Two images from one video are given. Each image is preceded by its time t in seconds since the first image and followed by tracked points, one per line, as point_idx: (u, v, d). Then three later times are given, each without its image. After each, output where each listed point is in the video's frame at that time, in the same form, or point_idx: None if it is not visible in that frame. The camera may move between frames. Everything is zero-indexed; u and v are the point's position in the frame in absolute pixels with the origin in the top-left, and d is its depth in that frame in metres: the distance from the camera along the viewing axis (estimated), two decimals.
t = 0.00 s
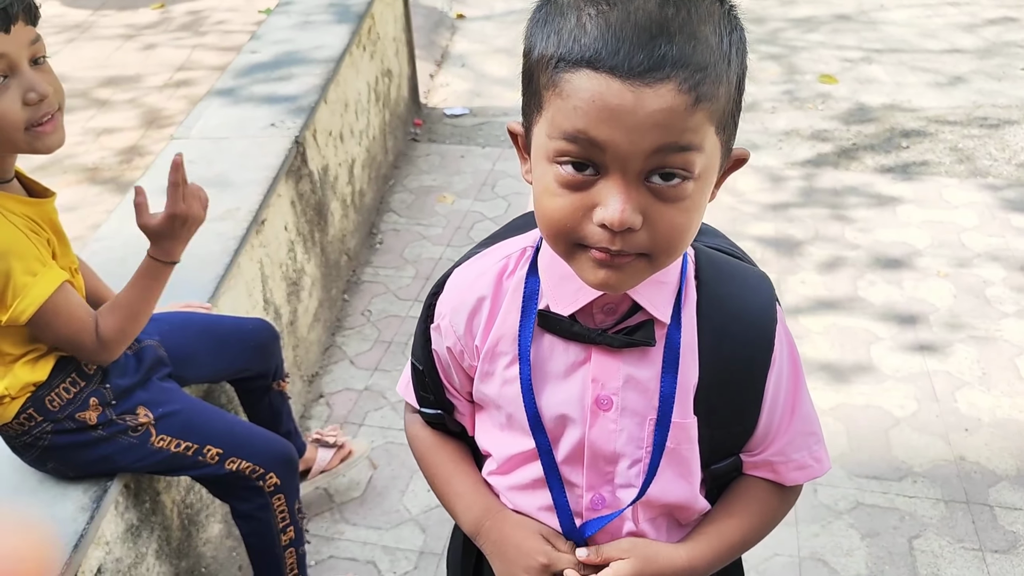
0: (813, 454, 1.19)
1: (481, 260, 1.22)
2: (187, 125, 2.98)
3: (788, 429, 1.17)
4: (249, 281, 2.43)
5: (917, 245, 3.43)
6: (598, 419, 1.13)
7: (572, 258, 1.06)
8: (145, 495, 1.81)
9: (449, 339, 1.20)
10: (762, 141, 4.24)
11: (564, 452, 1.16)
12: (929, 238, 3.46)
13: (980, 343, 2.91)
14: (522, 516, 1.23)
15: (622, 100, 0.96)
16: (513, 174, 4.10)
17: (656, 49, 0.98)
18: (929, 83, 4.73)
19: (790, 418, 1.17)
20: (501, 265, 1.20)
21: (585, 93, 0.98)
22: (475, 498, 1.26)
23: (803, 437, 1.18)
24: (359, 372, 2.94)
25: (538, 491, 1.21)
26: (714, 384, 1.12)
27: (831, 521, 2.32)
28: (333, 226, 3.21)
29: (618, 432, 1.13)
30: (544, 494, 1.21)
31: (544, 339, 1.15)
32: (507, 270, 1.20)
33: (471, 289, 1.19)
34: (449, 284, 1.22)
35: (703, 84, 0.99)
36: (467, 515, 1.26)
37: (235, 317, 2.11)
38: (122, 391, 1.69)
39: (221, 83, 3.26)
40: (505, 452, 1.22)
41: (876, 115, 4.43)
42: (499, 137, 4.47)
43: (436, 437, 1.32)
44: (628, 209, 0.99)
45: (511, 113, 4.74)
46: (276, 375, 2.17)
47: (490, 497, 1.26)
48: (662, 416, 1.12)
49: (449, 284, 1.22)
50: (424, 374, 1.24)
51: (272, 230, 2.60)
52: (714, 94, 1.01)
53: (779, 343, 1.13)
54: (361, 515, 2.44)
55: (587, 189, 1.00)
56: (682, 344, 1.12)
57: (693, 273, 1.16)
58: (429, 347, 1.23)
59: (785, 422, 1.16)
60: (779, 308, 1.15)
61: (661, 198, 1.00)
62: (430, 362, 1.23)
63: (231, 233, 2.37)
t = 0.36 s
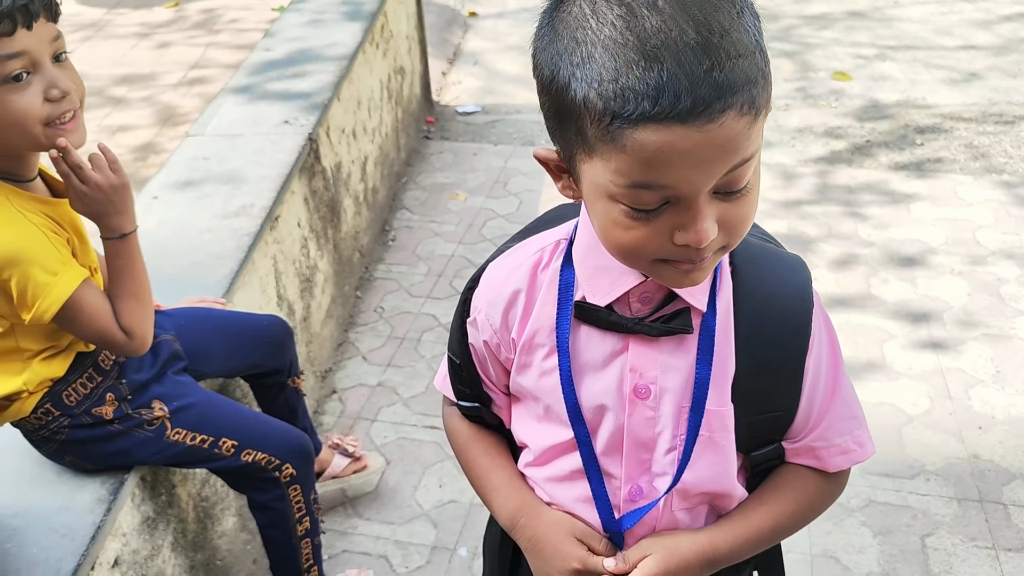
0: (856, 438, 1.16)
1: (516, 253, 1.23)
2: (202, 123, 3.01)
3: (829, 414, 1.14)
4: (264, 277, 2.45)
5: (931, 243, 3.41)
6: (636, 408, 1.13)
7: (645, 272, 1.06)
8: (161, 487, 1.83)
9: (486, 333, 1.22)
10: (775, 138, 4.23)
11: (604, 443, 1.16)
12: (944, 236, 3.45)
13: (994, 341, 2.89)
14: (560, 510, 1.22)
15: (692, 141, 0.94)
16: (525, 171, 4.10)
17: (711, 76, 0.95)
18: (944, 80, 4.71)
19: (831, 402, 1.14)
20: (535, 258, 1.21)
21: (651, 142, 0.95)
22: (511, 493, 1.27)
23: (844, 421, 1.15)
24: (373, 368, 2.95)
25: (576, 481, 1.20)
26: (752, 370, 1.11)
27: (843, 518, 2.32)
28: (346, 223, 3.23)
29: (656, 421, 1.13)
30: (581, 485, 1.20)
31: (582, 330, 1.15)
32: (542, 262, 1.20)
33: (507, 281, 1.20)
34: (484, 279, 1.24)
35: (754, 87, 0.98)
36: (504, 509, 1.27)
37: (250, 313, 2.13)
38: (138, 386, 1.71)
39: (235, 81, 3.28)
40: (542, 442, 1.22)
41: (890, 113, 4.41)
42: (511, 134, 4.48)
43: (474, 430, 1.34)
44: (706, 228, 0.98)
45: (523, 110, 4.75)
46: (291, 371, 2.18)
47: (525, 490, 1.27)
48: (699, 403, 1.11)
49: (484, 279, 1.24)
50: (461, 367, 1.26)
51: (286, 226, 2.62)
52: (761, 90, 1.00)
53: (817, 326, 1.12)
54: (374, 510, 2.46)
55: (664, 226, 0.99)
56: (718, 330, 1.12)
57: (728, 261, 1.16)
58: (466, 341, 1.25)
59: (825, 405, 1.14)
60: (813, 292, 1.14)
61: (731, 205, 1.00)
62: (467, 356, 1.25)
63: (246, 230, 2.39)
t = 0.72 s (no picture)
0: (900, 424, 1.16)
1: (563, 249, 1.21)
2: (211, 118, 3.02)
3: (874, 402, 1.15)
4: (274, 270, 2.46)
5: (938, 237, 3.41)
6: (692, 404, 1.13)
7: (674, 271, 1.08)
8: (174, 479, 1.84)
9: (535, 330, 1.20)
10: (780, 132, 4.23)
11: (658, 439, 1.16)
12: (950, 229, 3.45)
13: (1000, 334, 2.90)
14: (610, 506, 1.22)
15: (724, 170, 0.94)
16: (531, 166, 4.11)
17: (751, 110, 0.93)
18: (949, 74, 4.70)
19: (876, 390, 1.15)
20: (584, 253, 1.19)
21: (684, 163, 0.95)
22: (558, 490, 1.25)
23: (890, 408, 1.15)
24: (382, 362, 2.96)
25: (628, 477, 1.20)
26: (804, 359, 1.11)
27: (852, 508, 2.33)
28: (354, 218, 3.24)
29: (711, 415, 1.13)
30: (632, 479, 1.20)
31: (636, 326, 1.15)
32: (591, 258, 1.19)
33: (557, 277, 1.18)
34: (530, 275, 1.21)
35: (799, 127, 0.96)
36: (551, 507, 1.25)
37: (262, 306, 2.14)
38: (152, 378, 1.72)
39: (242, 76, 3.29)
40: (593, 438, 1.21)
41: (895, 106, 4.41)
42: (517, 129, 4.48)
43: (515, 427, 1.32)
44: (732, 247, 0.99)
45: (529, 105, 4.75)
46: (303, 363, 2.19)
47: (571, 487, 1.26)
48: (753, 397, 1.12)
49: (531, 275, 1.21)
50: (507, 364, 1.24)
51: (295, 220, 2.63)
52: (810, 127, 0.97)
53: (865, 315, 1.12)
54: (384, 502, 2.47)
55: (691, 237, 1.00)
56: (773, 321, 1.12)
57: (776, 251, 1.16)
58: (512, 339, 1.22)
59: (870, 393, 1.14)
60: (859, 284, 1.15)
61: (763, 228, 1.00)
62: (513, 353, 1.23)
63: (257, 223, 2.40)
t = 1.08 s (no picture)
0: (923, 435, 1.10)
1: (584, 236, 1.19)
2: (208, 108, 3.01)
3: (896, 409, 1.08)
4: (273, 261, 2.45)
5: (938, 225, 3.41)
6: (699, 395, 1.10)
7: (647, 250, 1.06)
8: (175, 469, 1.84)
9: (547, 314, 1.18)
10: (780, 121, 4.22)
11: (663, 431, 1.12)
12: (950, 218, 3.44)
13: (998, 321, 2.90)
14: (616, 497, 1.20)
15: (652, 151, 0.92)
16: (530, 156, 4.10)
17: (681, 94, 0.91)
18: (949, 62, 4.69)
19: (900, 394, 1.08)
20: (601, 240, 1.16)
21: (619, 135, 0.94)
22: (567, 479, 1.23)
23: (913, 416, 1.09)
24: (381, 353, 2.96)
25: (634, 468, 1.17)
26: (821, 358, 1.05)
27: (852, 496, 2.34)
28: (353, 208, 3.23)
29: (719, 409, 1.09)
30: (639, 469, 1.17)
31: (647, 314, 1.12)
32: (608, 245, 1.16)
33: (572, 262, 1.16)
34: (548, 260, 1.20)
35: (738, 119, 0.91)
36: (559, 496, 1.23)
37: (260, 296, 2.14)
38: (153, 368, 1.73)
39: (239, 66, 3.28)
40: (600, 426, 1.18)
41: (895, 95, 4.40)
42: (516, 119, 4.47)
43: (530, 412, 1.31)
44: (678, 230, 0.97)
45: (528, 94, 4.74)
46: (302, 353, 2.19)
47: (581, 476, 1.23)
48: (760, 391, 1.07)
49: (549, 259, 1.20)
50: (521, 348, 1.23)
51: (294, 211, 2.63)
52: (753, 115, 0.91)
53: (889, 318, 1.05)
54: (384, 491, 2.47)
55: (642, 213, 0.99)
56: (786, 318, 1.06)
57: (798, 248, 1.10)
58: (526, 322, 1.21)
59: (892, 400, 1.07)
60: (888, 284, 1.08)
61: (714, 217, 0.96)
62: (526, 337, 1.21)
63: (255, 213, 2.39)
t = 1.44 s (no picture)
0: (934, 446, 1.08)
1: (605, 221, 1.18)
2: (209, 101, 2.99)
3: (909, 416, 1.06)
4: (275, 255, 2.44)
5: (942, 219, 3.39)
6: (707, 387, 1.08)
7: (682, 231, 0.99)
8: (176, 463, 1.84)
9: (564, 294, 1.17)
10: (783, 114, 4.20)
11: (670, 420, 1.10)
12: (954, 211, 3.42)
13: (1003, 315, 2.88)
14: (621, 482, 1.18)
15: (701, 89, 0.88)
16: (532, 149, 4.08)
17: (733, 29, 0.88)
18: (953, 55, 4.67)
19: (914, 402, 1.06)
20: (621, 225, 1.15)
21: (665, 80, 0.90)
22: (575, 460, 1.22)
23: (926, 425, 1.07)
24: (383, 347, 2.95)
25: (637, 457, 1.15)
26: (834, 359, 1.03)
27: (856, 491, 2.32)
28: (354, 202, 3.22)
29: (726, 403, 1.07)
30: (643, 457, 1.15)
31: (662, 302, 1.09)
32: (628, 231, 1.15)
33: (591, 245, 1.15)
34: (568, 241, 1.19)
35: (793, 54, 0.87)
36: (564, 475, 1.23)
37: (262, 290, 2.13)
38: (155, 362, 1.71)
39: (240, 59, 3.27)
40: (607, 410, 1.17)
41: (898, 88, 4.38)
42: (518, 112, 4.45)
43: (543, 392, 1.29)
44: (724, 186, 0.91)
45: (529, 88, 4.72)
46: (304, 346, 2.18)
47: (586, 458, 1.22)
48: (765, 387, 1.05)
49: (569, 241, 1.19)
50: (535, 328, 1.22)
51: (295, 205, 2.61)
52: (807, 56, 0.88)
53: (910, 326, 1.04)
54: (386, 486, 2.47)
55: (685, 172, 0.93)
56: (801, 318, 1.05)
57: (821, 248, 1.08)
58: (542, 301, 1.20)
59: (907, 407, 1.06)
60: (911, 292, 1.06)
61: (763, 173, 0.90)
62: (542, 316, 1.21)
63: (256, 207, 2.38)
